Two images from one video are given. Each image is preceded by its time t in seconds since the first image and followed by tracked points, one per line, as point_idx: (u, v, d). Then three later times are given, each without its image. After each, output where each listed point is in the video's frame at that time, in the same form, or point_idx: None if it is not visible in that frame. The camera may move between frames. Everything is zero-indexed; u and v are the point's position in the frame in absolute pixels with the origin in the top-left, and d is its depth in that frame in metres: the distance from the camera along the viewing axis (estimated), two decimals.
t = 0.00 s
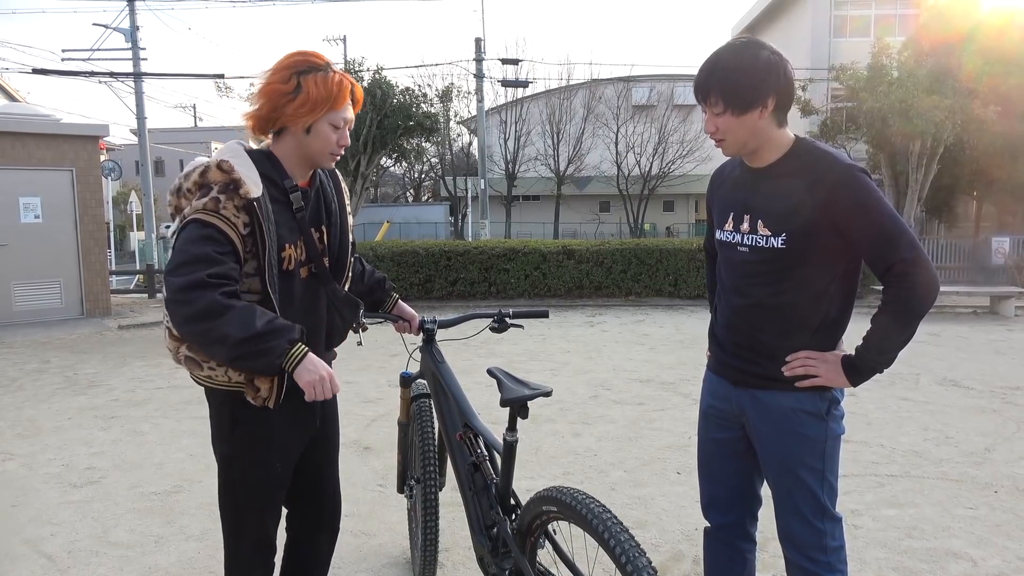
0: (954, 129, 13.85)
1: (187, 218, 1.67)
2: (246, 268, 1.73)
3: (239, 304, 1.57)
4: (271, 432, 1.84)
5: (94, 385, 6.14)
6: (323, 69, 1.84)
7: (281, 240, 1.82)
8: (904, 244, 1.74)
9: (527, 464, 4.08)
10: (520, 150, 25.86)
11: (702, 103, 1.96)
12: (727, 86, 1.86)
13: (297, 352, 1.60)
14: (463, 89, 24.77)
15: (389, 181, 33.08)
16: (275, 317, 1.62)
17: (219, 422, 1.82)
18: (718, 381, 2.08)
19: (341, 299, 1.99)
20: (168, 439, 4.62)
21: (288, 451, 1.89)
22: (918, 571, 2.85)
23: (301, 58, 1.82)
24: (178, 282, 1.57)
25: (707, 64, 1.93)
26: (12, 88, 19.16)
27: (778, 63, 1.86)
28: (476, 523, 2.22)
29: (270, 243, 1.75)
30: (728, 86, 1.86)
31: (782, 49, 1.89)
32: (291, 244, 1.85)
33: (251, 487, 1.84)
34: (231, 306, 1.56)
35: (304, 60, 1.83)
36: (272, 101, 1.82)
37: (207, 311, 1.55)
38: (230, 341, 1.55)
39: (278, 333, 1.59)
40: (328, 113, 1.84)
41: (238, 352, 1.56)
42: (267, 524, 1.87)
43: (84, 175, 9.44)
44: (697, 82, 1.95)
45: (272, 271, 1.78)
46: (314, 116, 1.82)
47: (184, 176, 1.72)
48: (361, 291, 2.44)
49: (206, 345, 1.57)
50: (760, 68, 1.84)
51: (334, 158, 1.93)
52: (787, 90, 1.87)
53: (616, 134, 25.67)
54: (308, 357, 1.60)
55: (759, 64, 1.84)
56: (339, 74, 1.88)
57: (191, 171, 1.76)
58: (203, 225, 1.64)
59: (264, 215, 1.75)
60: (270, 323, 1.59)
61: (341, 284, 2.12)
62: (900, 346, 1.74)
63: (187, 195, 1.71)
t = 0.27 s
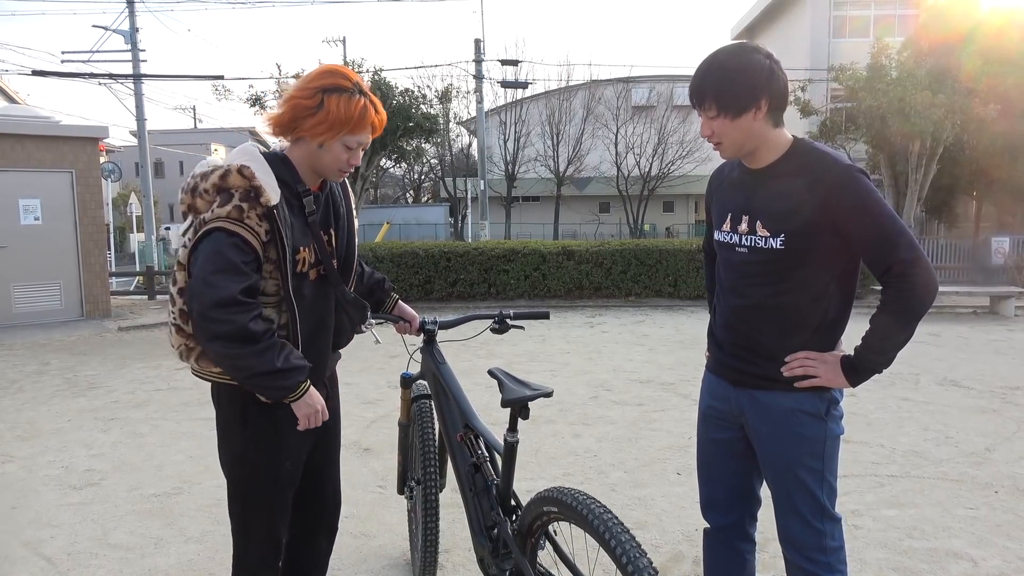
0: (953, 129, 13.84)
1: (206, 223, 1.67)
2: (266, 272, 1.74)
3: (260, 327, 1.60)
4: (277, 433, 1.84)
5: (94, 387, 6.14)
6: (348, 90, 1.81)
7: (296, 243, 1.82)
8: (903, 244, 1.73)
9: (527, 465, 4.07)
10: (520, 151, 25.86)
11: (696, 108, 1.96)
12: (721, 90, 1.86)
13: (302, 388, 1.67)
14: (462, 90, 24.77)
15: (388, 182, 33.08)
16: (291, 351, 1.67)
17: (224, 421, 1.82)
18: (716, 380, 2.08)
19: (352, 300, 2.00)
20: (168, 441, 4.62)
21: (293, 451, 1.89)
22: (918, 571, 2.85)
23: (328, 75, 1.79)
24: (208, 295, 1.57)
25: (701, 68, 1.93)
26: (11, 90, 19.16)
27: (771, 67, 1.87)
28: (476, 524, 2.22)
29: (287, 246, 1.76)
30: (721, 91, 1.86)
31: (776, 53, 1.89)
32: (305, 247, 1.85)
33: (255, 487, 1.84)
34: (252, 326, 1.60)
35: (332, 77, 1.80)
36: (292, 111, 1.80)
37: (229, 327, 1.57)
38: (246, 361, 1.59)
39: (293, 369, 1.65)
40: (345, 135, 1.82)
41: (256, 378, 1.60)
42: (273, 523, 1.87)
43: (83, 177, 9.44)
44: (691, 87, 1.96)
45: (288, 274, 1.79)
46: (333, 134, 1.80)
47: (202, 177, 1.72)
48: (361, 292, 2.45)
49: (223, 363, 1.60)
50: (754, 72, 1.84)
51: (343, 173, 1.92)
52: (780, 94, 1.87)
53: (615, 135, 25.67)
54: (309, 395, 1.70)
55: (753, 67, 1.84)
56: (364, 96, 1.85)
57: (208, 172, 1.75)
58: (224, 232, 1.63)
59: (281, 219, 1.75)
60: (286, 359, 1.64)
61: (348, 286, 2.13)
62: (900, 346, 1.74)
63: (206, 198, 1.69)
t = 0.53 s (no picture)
0: (952, 129, 13.84)
1: (208, 220, 1.68)
2: (268, 271, 1.74)
3: (250, 329, 1.60)
4: (279, 433, 1.84)
5: (94, 389, 6.14)
6: (359, 102, 1.80)
7: (299, 242, 1.82)
8: (902, 244, 1.73)
9: (527, 465, 4.07)
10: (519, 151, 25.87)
11: (693, 110, 1.96)
12: (715, 94, 1.86)
13: (289, 393, 1.66)
14: (461, 91, 24.77)
15: (388, 183, 33.10)
16: (279, 357, 1.66)
17: (227, 421, 1.82)
18: (716, 380, 2.08)
19: (352, 302, 2.00)
20: (167, 442, 4.62)
21: (295, 452, 1.89)
22: (919, 571, 2.85)
23: (339, 86, 1.78)
24: (202, 293, 1.59)
25: (698, 69, 1.93)
26: (10, 93, 19.17)
27: (768, 68, 1.86)
28: (478, 525, 2.22)
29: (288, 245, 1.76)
30: (715, 93, 1.86)
31: (773, 52, 1.88)
32: (308, 247, 1.85)
33: (255, 487, 1.83)
34: (244, 326, 1.60)
35: (343, 88, 1.79)
36: (302, 121, 1.79)
37: (222, 326, 1.59)
38: (240, 363, 1.60)
39: (280, 375, 1.64)
40: (353, 145, 1.81)
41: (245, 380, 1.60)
42: (275, 522, 1.87)
43: (83, 179, 9.44)
44: (687, 86, 1.96)
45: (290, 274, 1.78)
46: (340, 145, 1.79)
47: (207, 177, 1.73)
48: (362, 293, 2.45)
49: (219, 362, 1.61)
50: (750, 75, 1.84)
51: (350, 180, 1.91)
52: (777, 96, 1.87)
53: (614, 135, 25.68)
54: (297, 399, 1.69)
55: (746, 70, 1.84)
56: (375, 108, 1.83)
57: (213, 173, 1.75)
58: (225, 230, 1.64)
59: (283, 219, 1.75)
60: (271, 366, 1.63)
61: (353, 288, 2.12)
62: (900, 345, 1.73)
63: (212, 196, 1.72)
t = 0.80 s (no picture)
0: (952, 129, 13.84)
1: (204, 220, 1.67)
2: (265, 271, 1.74)
3: (243, 333, 1.60)
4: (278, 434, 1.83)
5: (94, 389, 6.14)
6: (354, 100, 1.79)
7: (296, 241, 1.82)
8: (902, 243, 1.73)
9: (527, 465, 4.07)
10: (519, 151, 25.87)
11: (694, 107, 1.96)
12: (716, 91, 1.86)
13: (278, 402, 1.65)
14: (461, 91, 24.78)
15: (388, 183, 33.11)
16: (271, 364, 1.65)
17: (224, 421, 1.81)
18: (717, 380, 2.08)
19: (351, 302, 2.00)
20: (167, 442, 4.62)
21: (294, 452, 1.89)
22: (919, 570, 2.84)
23: (333, 84, 1.78)
24: (197, 295, 1.59)
25: (700, 67, 1.93)
26: (10, 93, 19.17)
27: (770, 67, 1.85)
28: (480, 525, 2.22)
29: (286, 245, 1.75)
30: (716, 91, 1.86)
31: (776, 52, 1.88)
32: (306, 246, 1.85)
33: (253, 489, 1.83)
34: (239, 330, 1.60)
35: (338, 85, 1.79)
36: (297, 119, 1.79)
37: (217, 329, 1.58)
38: (235, 367, 1.60)
39: (271, 383, 1.63)
40: (347, 143, 1.80)
41: (238, 384, 1.60)
42: (272, 524, 1.86)
43: (83, 179, 9.44)
44: (689, 84, 1.96)
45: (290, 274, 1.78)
46: (335, 142, 1.79)
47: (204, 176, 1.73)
48: (362, 292, 2.45)
49: (214, 367, 1.60)
50: (752, 73, 1.83)
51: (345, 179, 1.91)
52: (779, 96, 1.86)
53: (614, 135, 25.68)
54: (284, 411, 1.66)
55: (749, 69, 1.84)
56: (370, 106, 1.82)
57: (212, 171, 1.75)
58: (220, 230, 1.63)
59: (279, 218, 1.74)
60: (261, 374, 1.62)
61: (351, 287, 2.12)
62: (900, 345, 1.73)
63: (208, 195, 1.72)
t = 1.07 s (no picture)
0: (953, 123, 13.83)
1: (191, 219, 1.67)
2: (256, 269, 1.73)
3: (227, 335, 1.60)
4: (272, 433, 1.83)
5: (94, 384, 6.14)
6: (345, 91, 1.79)
7: (288, 237, 1.81)
8: (903, 238, 1.72)
9: (527, 460, 4.08)
10: (519, 147, 25.84)
11: (700, 93, 1.96)
12: (721, 78, 1.86)
13: (258, 407, 1.64)
14: (461, 86, 24.73)
15: (388, 178, 33.08)
16: (254, 368, 1.65)
17: (219, 420, 1.81)
18: (717, 375, 2.08)
19: (346, 297, 2.00)
20: (167, 438, 4.62)
21: (291, 447, 1.89)
22: (919, 565, 2.85)
23: (325, 73, 1.77)
24: (183, 296, 1.58)
25: (708, 56, 1.92)
26: (9, 88, 19.13)
27: (779, 59, 1.85)
28: (480, 520, 2.22)
29: (276, 241, 1.74)
30: (722, 78, 1.86)
31: (788, 44, 1.87)
32: (298, 242, 1.84)
33: (249, 486, 1.82)
34: (222, 331, 1.60)
35: (329, 75, 1.78)
36: (287, 107, 1.78)
37: (202, 330, 1.58)
38: (220, 369, 1.59)
39: (253, 386, 1.63)
40: (336, 133, 1.80)
41: (223, 387, 1.60)
42: (268, 522, 1.86)
43: (82, 174, 9.42)
44: (696, 72, 1.96)
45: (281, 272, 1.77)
46: (325, 131, 1.78)
47: (192, 172, 1.73)
48: (360, 287, 2.44)
49: (199, 369, 1.60)
50: (758, 64, 1.83)
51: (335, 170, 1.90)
52: (787, 88, 1.85)
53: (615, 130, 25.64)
54: (262, 416, 1.66)
55: (756, 59, 1.83)
56: (361, 97, 1.82)
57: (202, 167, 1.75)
58: (206, 229, 1.63)
59: (269, 215, 1.74)
60: (242, 379, 1.61)
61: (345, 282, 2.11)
62: (901, 340, 1.73)
63: (195, 193, 1.72)
